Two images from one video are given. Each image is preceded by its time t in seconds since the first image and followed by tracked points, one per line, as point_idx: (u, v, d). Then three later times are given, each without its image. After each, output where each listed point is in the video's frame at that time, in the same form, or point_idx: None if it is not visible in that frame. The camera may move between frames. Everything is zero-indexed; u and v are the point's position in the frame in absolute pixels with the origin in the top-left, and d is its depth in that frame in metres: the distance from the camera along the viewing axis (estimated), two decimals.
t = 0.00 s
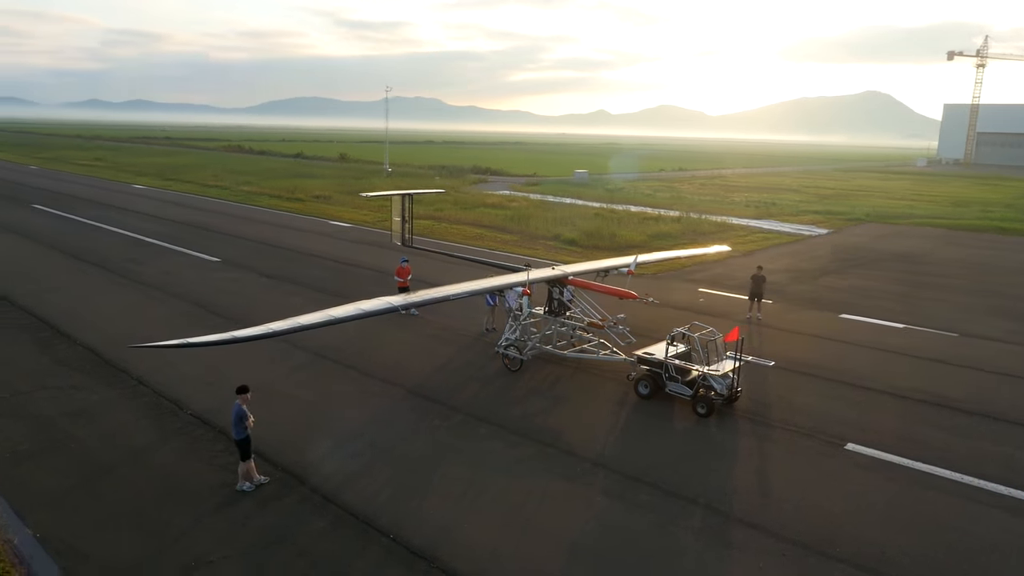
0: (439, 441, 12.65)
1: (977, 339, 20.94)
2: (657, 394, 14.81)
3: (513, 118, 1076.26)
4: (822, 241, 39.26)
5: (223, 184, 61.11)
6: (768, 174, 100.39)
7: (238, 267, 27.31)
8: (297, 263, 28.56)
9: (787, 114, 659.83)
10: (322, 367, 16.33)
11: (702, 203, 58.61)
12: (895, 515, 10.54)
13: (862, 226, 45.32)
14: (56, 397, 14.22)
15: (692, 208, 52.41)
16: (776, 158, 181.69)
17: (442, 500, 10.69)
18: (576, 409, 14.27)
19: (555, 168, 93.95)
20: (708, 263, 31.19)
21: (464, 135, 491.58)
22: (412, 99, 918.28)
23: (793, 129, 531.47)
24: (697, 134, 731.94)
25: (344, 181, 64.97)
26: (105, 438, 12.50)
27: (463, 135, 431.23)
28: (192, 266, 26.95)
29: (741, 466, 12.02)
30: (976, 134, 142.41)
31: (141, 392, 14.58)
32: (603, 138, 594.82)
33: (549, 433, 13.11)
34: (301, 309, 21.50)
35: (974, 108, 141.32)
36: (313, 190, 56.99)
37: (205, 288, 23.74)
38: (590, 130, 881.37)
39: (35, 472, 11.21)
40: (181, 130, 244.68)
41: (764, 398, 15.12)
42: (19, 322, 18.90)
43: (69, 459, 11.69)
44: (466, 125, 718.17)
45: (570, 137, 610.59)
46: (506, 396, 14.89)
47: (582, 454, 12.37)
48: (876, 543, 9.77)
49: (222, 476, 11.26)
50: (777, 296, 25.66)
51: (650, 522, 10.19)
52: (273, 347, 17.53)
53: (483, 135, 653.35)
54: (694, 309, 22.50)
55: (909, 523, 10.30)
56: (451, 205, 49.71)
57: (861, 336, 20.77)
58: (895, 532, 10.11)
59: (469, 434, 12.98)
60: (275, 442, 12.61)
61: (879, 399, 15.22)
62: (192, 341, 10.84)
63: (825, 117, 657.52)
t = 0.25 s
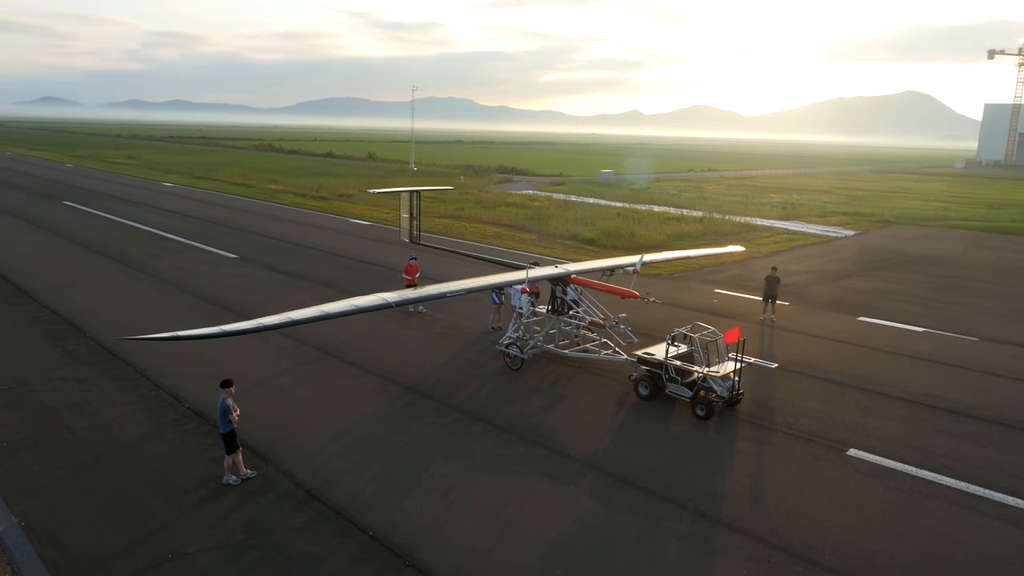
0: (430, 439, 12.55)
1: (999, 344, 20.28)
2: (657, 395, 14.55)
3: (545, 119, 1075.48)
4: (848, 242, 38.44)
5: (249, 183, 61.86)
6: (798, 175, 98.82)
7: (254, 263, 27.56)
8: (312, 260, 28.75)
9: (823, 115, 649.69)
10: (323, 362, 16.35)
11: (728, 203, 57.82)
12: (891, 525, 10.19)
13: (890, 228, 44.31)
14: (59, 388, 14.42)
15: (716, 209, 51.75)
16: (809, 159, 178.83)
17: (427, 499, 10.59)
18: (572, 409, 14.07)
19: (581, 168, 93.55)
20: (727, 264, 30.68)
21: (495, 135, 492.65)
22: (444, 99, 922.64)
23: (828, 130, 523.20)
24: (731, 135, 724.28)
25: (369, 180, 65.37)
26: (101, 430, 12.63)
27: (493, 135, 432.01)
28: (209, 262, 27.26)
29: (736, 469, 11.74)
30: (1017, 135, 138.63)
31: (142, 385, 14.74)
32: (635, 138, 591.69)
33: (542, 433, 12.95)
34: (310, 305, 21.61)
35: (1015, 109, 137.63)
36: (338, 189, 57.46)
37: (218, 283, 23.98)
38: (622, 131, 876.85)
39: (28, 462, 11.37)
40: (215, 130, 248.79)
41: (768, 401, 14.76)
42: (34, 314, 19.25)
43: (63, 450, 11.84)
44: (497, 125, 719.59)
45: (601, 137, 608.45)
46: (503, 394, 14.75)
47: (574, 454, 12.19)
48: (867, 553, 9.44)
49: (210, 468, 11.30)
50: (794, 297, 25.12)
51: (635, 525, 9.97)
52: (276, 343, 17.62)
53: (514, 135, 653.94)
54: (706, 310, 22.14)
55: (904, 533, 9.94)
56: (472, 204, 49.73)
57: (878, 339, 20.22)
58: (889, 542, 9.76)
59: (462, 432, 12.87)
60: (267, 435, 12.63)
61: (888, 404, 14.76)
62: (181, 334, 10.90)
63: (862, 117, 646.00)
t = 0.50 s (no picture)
0: (422, 436, 12.49)
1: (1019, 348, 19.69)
2: (656, 396, 14.34)
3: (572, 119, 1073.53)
4: (871, 244, 37.71)
5: (272, 181, 62.44)
6: (826, 176, 97.30)
7: (268, 260, 27.79)
8: (326, 258, 28.90)
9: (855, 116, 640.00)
10: (325, 359, 16.39)
11: (751, 204, 57.09)
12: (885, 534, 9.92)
13: (915, 230, 43.39)
14: (64, 381, 14.64)
15: (738, 210, 51.13)
16: (839, 160, 176.07)
17: (413, 496, 10.52)
18: (570, 408, 13.93)
19: (605, 168, 93.05)
20: (743, 265, 30.25)
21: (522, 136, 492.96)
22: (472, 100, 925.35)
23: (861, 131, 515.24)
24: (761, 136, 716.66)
25: (390, 179, 65.60)
26: (99, 423, 12.79)
27: (520, 135, 432.06)
28: (224, 259, 27.55)
29: (730, 472, 11.52)
30: None
31: (145, 379, 14.90)
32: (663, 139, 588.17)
33: (536, 432, 12.83)
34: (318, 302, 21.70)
35: None
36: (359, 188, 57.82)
37: (231, 280, 24.20)
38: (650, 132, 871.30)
39: (25, 453, 11.55)
40: (245, 130, 251.74)
41: (771, 404, 14.48)
42: (48, 309, 19.58)
43: (60, 441, 12.01)
44: (524, 126, 719.95)
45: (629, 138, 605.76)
46: (501, 393, 14.66)
47: (565, 454, 12.06)
48: (859, 561, 9.17)
49: (201, 462, 11.37)
50: (810, 299, 24.67)
51: (621, 527, 9.81)
52: (281, 339, 17.70)
53: (541, 136, 653.66)
54: (716, 311, 21.84)
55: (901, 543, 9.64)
56: (492, 203, 49.71)
57: (892, 342, 19.76)
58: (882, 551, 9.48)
59: (454, 430, 12.80)
60: (261, 430, 12.68)
61: (896, 409, 14.39)
62: (172, 328, 10.98)
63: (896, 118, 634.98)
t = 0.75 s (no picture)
0: (414, 433, 12.46)
1: None
2: (655, 397, 14.13)
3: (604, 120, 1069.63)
4: (897, 246, 36.86)
5: (299, 180, 63.16)
6: (859, 177, 95.44)
7: (284, 257, 28.05)
8: (342, 255, 29.07)
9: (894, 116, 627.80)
10: (327, 354, 16.46)
11: (778, 205, 56.20)
12: (876, 541, 9.63)
13: (946, 232, 42.31)
14: (70, 372, 14.92)
15: (764, 210, 50.37)
16: (875, 161, 172.69)
17: (396, 492, 10.49)
18: (566, 407, 13.80)
19: (633, 168, 92.39)
20: (762, 266, 29.77)
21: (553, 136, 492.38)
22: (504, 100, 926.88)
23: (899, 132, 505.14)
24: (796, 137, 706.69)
25: (416, 178, 65.91)
26: (99, 413, 13.00)
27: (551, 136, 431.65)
28: (241, 256, 27.86)
29: (722, 475, 11.29)
30: None
31: (148, 371, 15.10)
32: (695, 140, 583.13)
33: (528, 430, 12.72)
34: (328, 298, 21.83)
35: None
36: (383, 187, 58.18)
37: (245, 276, 24.47)
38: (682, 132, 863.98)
39: (23, 442, 11.76)
40: (279, 130, 255.10)
41: (773, 406, 14.19)
42: (64, 303, 19.97)
43: (59, 431, 12.22)
44: (556, 126, 719.22)
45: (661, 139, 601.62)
46: (498, 391, 14.58)
47: (556, 453, 11.93)
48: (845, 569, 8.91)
49: (192, 454, 11.46)
50: (828, 301, 24.18)
51: (603, 528, 9.67)
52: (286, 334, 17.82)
53: (573, 136, 652.25)
54: (728, 312, 21.50)
55: (892, 552, 9.35)
56: (513, 203, 49.64)
57: (907, 345, 19.25)
58: (871, 559, 9.20)
59: (446, 427, 12.74)
60: (256, 423, 12.76)
61: (903, 414, 14.01)
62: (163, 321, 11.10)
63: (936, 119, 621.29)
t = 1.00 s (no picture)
0: (407, 429, 12.46)
1: None
2: (654, 396, 13.96)
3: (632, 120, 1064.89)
4: (921, 247, 36.11)
5: (322, 179, 63.66)
6: (888, 178, 93.79)
7: (298, 255, 28.25)
8: (356, 253, 29.22)
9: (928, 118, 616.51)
10: (329, 350, 16.52)
11: (802, 206, 55.39)
12: (868, 547, 9.41)
13: (973, 234, 41.35)
14: (77, 365, 15.17)
15: (786, 211, 49.67)
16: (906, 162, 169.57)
17: (383, 487, 10.49)
18: (563, 405, 13.71)
19: (657, 168, 91.72)
20: (779, 267, 29.33)
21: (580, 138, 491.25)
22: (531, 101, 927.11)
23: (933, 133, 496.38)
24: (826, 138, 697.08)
25: (437, 178, 66.04)
26: (100, 405, 13.18)
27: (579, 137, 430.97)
28: (256, 253, 28.12)
29: (714, 475, 11.10)
30: None
31: (152, 365, 15.28)
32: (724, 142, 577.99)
33: (522, 429, 12.65)
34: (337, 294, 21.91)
35: None
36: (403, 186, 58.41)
37: (258, 273, 24.70)
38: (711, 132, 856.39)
39: (23, 432, 11.96)
40: (307, 130, 257.67)
41: (774, 408, 13.96)
42: (78, 298, 20.30)
43: (59, 422, 12.41)
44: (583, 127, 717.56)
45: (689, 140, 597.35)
46: (497, 388, 14.52)
47: (547, 451, 11.84)
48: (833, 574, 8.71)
49: (184, 447, 11.56)
50: (843, 302, 23.74)
51: (587, 527, 9.57)
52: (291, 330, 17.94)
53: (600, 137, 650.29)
54: (739, 313, 21.19)
55: (883, 558, 9.13)
56: (532, 202, 49.52)
57: (920, 348, 18.83)
58: (860, 565, 8.99)
59: (440, 423, 12.71)
60: (252, 416, 12.84)
61: (909, 417, 13.69)
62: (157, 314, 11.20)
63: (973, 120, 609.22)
